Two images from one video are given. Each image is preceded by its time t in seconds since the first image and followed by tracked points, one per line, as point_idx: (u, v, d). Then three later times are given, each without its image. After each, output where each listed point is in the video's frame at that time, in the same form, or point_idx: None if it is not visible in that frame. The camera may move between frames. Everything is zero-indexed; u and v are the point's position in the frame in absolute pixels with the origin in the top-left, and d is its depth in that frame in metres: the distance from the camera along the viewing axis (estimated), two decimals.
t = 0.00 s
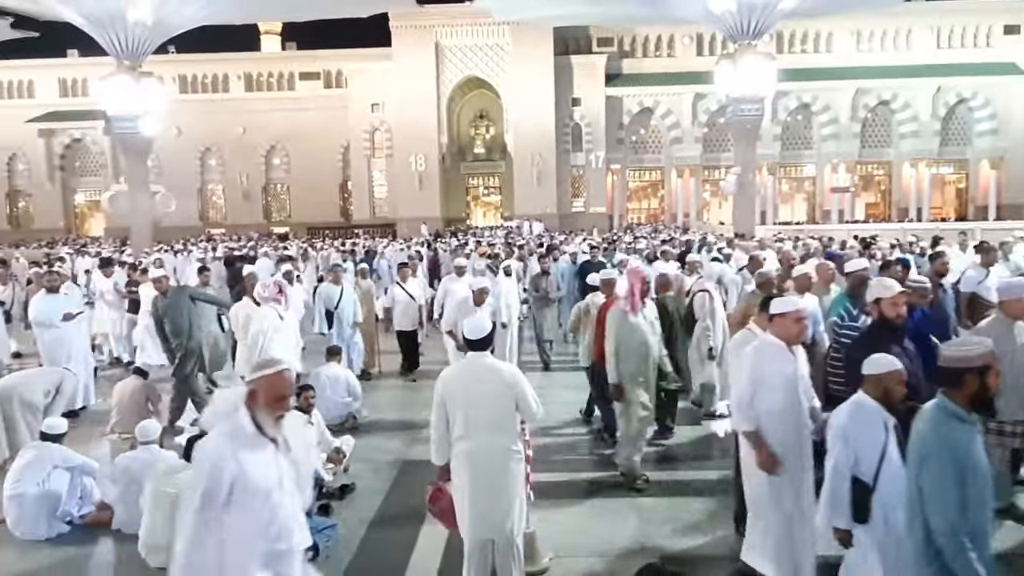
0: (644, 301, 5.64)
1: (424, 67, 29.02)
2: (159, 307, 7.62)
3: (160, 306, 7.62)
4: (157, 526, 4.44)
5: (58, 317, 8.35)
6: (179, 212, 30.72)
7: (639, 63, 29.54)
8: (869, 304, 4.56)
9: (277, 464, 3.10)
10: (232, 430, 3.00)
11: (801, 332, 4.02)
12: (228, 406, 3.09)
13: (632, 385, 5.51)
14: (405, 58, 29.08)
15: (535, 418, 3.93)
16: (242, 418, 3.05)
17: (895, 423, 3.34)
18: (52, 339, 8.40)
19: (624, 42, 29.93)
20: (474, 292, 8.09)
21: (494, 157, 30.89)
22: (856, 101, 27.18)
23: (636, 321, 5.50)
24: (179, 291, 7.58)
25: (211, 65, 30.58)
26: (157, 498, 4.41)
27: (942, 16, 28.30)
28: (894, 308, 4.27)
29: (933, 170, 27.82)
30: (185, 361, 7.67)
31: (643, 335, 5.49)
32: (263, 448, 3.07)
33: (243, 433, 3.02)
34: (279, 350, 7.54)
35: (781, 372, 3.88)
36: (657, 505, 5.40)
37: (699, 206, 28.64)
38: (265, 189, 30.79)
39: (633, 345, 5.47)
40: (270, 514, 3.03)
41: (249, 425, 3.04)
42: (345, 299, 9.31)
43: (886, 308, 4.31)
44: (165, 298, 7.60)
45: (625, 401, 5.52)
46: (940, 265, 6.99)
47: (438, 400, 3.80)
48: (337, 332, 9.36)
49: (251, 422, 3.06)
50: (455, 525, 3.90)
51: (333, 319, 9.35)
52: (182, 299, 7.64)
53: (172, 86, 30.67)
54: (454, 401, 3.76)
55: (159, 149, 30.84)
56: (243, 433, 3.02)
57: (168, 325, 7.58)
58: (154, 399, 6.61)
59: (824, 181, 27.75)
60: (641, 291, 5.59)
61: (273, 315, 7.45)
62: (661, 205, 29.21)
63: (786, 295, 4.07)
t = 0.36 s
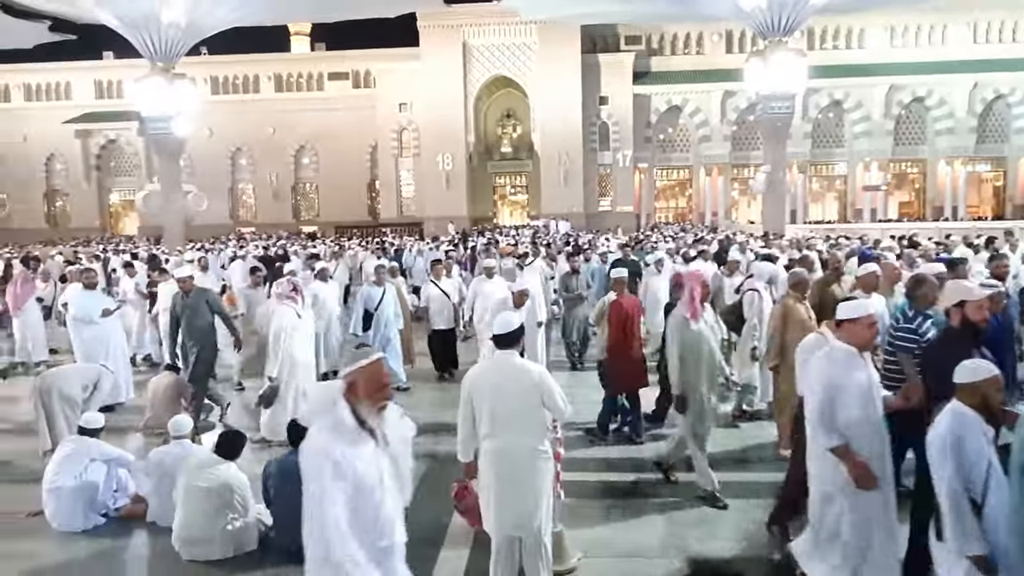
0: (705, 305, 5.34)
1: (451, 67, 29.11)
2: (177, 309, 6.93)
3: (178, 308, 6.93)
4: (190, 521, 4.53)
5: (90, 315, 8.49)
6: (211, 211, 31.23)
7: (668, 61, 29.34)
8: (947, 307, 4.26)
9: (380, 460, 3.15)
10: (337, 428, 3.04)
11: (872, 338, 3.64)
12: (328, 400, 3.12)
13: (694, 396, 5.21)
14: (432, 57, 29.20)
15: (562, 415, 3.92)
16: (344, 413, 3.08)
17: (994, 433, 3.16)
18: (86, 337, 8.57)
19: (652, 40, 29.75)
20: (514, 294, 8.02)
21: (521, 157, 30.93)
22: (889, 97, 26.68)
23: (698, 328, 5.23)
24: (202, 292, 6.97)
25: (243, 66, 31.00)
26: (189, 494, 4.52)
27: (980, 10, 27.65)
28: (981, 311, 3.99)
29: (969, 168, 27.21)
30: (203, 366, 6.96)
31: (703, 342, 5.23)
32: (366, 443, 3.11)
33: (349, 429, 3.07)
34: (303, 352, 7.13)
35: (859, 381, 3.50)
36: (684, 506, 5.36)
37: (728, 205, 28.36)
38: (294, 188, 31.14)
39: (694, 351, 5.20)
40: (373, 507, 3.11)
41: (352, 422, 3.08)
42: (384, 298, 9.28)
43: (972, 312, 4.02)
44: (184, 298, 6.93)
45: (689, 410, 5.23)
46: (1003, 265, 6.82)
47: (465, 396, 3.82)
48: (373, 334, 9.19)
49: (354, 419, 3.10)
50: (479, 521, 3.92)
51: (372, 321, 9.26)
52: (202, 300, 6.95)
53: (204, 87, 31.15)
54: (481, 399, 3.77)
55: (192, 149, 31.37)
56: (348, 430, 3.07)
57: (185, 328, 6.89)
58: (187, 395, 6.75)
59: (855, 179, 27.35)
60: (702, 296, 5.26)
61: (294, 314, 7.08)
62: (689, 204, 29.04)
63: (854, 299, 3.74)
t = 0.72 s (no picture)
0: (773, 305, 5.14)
1: (475, 66, 29.14)
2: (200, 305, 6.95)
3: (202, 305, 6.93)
4: (218, 513, 4.58)
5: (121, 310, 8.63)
6: (239, 210, 31.63)
7: (693, 58, 29.12)
8: None
9: (508, 464, 2.80)
10: (468, 427, 2.67)
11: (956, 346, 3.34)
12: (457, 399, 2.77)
13: (752, 398, 5.07)
14: (456, 56, 29.26)
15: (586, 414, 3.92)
16: (475, 414, 2.72)
17: None
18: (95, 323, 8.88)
19: (677, 37, 29.57)
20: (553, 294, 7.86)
21: (544, 155, 30.93)
22: (920, 93, 26.16)
23: (767, 329, 5.04)
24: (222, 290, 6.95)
25: (269, 67, 31.30)
26: (217, 486, 4.58)
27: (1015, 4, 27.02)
28: None
29: (1003, 165, 26.64)
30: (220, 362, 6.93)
31: (772, 344, 5.09)
32: (494, 446, 2.75)
33: (478, 431, 2.71)
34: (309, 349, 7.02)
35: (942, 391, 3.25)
36: (709, 508, 5.29)
37: (754, 203, 28.12)
38: (320, 187, 31.41)
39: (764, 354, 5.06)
40: (501, 514, 2.78)
41: (483, 423, 2.72)
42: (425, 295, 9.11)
43: None
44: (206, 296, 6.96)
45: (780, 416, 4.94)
46: None
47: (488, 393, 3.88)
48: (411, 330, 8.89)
49: (484, 420, 2.74)
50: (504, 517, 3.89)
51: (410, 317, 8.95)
52: (223, 298, 6.99)
53: (232, 88, 31.53)
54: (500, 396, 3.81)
55: (219, 149, 31.79)
56: (478, 431, 2.71)
57: (202, 326, 6.89)
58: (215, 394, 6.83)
59: (885, 177, 26.95)
60: (768, 296, 5.05)
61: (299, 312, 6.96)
62: (714, 202, 28.88)
63: (938, 301, 3.44)
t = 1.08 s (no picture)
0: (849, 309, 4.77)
1: (497, 66, 29.18)
2: (206, 314, 6.84)
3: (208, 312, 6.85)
4: (244, 512, 4.64)
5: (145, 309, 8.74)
6: (262, 210, 31.94)
7: (716, 57, 28.96)
8: None
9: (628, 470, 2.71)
10: (591, 431, 2.60)
11: None
12: (577, 402, 2.68)
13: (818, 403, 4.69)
14: (478, 56, 29.32)
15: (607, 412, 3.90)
16: (596, 418, 2.64)
17: None
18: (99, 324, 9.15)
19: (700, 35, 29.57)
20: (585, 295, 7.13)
21: (566, 156, 30.89)
22: (948, 91, 25.66)
23: (841, 334, 4.67)
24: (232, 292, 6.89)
25: (292, 68, 31.57)
26: (242, 484, 4.64)
27: None
28: None
29: None
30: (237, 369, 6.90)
31: (847, 349, 4.67)
32: (614, 452, 2.67)
33: (600, 436, 2.63)
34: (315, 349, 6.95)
35: None
36: (735, 511, 5.23)
37: (778, 203, 27.87)
38: (342, 187, 31.62)
39: (835, 360, 4.66)
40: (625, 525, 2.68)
41: (605, 429, 2.64)
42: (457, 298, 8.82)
43: None
44: (213, 303, 6.86)
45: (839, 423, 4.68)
46: None
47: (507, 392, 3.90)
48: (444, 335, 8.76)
49: (607, 425, 2.66)
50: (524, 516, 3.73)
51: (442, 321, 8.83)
52: (229, 306, 6.94)
53: (256, 89, 31.86)
54: (519, 393, 3.83)
55: (243, 150, 32.15)
56: (601, 437, 2.63)
57: (213, 333, 6.83)
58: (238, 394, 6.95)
59: (911, 176, 26.54)
60: (843, 296, 4.73)
61: (303, 311, 6.90)
62: (737, 202, 28.69)
63: None
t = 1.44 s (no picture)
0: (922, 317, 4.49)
1: (516, 66, 29.19)
2: (217, 315, 6.69)
3: (219, 314, 6.69)
4: (269, 509, 4.69)
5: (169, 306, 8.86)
6: (283, 211, 32.21)
7: (737, 55, 28.77)
8: None
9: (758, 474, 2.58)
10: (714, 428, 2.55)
11: None
12: (691, 405, 2.65)
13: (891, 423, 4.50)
14: (498, 56, 29.35)
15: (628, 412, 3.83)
16: (717, 418, 2.58)
17: None
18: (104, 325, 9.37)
19: (721, 34, 29.33)
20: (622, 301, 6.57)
21: (585, 155, 30.83)
22: (974, 88, 25.24)
23: (916, 344, 4.40)
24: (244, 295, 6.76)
25: (313, 69, 31.80)
26: (266, 481, 4.68)
27: None
28: None
29: None
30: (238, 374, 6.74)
31: (924, 362, 4.41)
32: (742, 453, 2.55)
33: (725, 434, 2.55)
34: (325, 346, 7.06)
35: None
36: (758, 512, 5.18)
37: (800, 202, 27.62)
38: (362, 187, 31.79)
39: (914, 374, 4.40)
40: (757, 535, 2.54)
41: (728, 427, 2.57)
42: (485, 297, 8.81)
43: None
44: (225, 305, 6.69)
45: (897, 439, 4.53)
46: None
47: (527, 396, 3.84)
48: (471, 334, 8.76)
49: (727, 424, 2.59)
50: (542, 516, 3.90)
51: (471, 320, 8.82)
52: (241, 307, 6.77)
53: (277, 90, 32.14)
54: (542, 398, 3.77)
55: (265, 151, 32.44)
56: (727, 437, 2.55)
57: (222, 336, 6.68)
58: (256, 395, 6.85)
59: (937, 175, 26.15)
60: (914, 304, 4.44)
61: (313, 309, 7.01)
62: (758, 201, 28.50)
63: None
